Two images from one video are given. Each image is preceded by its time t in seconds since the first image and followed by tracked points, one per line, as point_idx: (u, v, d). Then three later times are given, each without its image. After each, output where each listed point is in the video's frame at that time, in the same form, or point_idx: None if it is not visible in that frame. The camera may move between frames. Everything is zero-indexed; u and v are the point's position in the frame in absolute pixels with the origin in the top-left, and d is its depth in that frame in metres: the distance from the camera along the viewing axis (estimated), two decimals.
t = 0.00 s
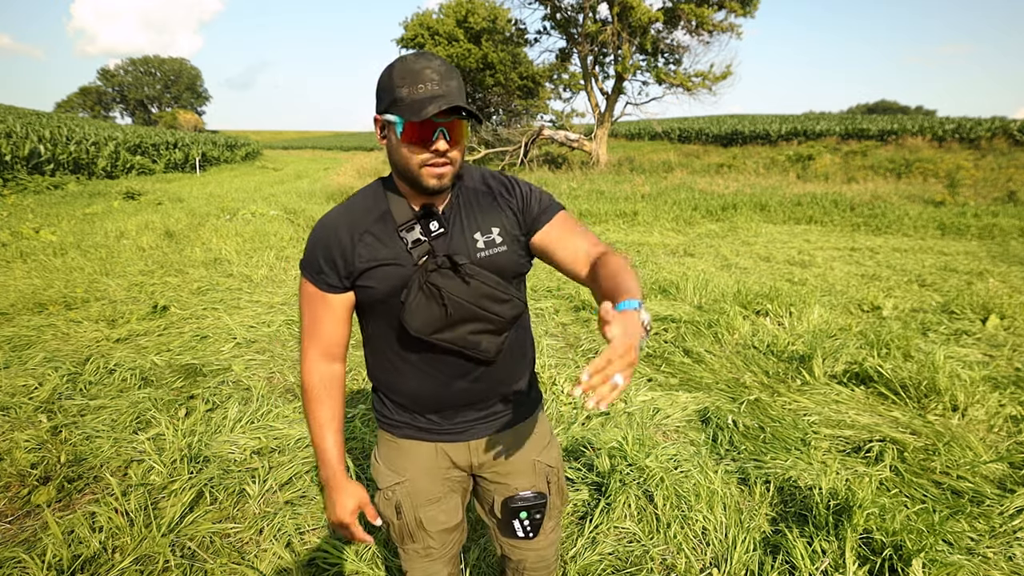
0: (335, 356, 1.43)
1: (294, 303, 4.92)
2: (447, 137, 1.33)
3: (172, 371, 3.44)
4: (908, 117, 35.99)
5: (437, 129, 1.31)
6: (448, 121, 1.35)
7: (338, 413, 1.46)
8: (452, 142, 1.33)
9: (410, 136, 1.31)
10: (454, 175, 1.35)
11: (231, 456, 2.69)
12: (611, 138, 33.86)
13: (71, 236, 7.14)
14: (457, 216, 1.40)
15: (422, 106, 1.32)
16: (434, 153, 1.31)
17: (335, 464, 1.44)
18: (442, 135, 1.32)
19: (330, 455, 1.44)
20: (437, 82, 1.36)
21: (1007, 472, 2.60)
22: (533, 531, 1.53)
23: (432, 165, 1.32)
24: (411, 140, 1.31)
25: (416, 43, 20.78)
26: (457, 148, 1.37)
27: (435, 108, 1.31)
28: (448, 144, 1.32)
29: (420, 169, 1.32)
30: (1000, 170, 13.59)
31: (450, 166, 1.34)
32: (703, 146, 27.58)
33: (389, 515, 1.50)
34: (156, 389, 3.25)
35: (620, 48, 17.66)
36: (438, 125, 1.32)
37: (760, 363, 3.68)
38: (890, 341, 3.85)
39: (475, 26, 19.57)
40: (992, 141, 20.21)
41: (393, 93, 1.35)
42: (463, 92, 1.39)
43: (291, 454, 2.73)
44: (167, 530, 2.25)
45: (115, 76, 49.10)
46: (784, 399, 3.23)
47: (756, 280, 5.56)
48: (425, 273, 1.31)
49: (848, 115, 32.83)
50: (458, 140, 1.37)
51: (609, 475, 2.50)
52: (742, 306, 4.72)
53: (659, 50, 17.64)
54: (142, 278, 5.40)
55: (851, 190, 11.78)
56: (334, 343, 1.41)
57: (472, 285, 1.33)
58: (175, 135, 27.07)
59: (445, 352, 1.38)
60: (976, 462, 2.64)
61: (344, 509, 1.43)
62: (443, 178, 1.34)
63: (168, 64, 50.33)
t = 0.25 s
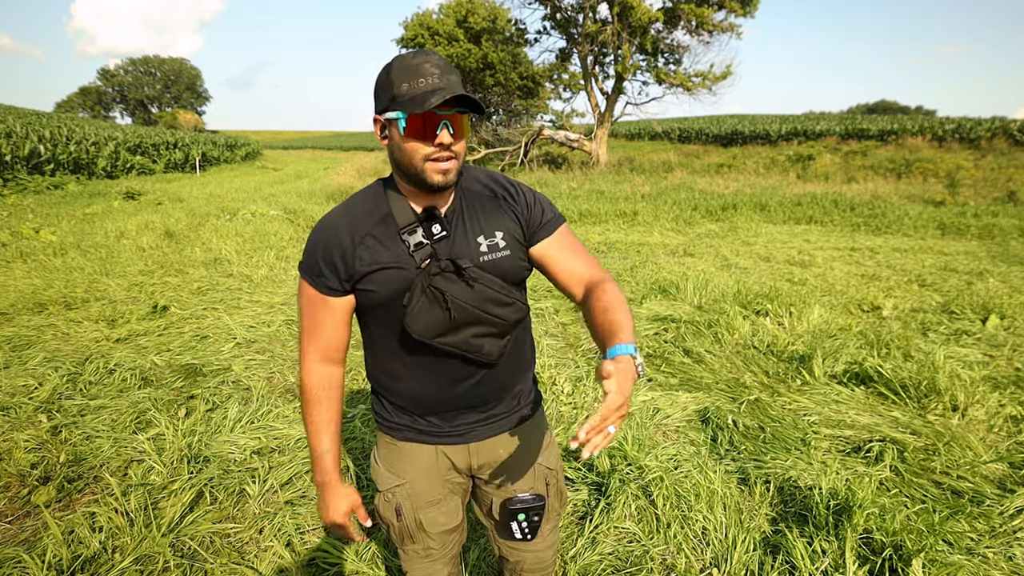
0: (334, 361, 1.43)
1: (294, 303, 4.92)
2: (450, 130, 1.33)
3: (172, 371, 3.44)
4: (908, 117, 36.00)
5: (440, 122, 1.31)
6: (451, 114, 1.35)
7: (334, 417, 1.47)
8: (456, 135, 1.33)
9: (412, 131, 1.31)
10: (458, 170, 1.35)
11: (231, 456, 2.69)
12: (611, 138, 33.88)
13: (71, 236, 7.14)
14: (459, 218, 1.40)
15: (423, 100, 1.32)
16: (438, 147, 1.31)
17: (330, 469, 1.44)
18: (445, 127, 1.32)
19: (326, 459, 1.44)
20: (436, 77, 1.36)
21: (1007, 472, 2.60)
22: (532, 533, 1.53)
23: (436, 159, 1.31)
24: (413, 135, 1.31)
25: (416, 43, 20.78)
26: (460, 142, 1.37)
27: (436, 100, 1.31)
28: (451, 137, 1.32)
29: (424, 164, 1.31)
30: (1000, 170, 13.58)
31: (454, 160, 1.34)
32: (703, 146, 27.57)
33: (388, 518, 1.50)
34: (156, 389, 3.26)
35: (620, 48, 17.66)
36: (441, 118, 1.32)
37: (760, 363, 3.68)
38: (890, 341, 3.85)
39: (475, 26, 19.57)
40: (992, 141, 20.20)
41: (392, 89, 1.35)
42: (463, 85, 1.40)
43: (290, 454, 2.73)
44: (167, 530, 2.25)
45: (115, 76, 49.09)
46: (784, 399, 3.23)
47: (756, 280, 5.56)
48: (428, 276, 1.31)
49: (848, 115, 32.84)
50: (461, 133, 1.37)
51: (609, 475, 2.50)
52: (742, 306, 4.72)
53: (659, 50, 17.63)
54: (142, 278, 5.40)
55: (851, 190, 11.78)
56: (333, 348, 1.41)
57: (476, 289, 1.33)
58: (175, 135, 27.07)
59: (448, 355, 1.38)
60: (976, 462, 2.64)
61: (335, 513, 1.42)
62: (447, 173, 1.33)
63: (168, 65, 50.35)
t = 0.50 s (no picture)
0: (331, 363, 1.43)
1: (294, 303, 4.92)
2: (453, 129, 1.34)
3: (172, 371, 3.45)
4: (907, 117, 36.03)
5: (443, 120, 1.32)
6: (453, 113, 1.35)
7: (331, 420, 1.47)
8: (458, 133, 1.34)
9: (415, 128, 1.31)
10: (460, 169, 1.35)
11: (231, 456, 2.69)
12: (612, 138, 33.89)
13: (71, 236, 7.14)
14: (460, 218, 1.40)
15: (426, 97, 1.32)
16: (440, 145, 1.31)
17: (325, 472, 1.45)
18: (448, 126, 1.32)
19: (321, 461, 1.45)
20: (439, 76, 1.37)
21: (1006, 472, 2.60)
22: (531, 534, 1.53)
23: (438, 157, 1.31)
24: (415, 133, 1.31)
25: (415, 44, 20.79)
26: (462, 140, 1.37)
27: (439, 98, 1.32)
28: (454, 136, 1.33)
29: (427, 162, 1.31)
30: (1000, 170, 13.59)
31: (457, 159, 1.34)
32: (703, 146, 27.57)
33: (387, 519, 1.50)
34: (156, 389, 3.26)
35: (620, 48, 17.66)
36: (443, 116, 1.33)
37: (760, 363, 3.68)
38: (890, 341, 3.85)
39: (475, 26, 19.58)
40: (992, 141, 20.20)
41: (395, 88, 1.35)
42: (466, 84, 1.40)
43: (291, 454, 2.73)
44: (167, 530, 2.25)
45: (115, 77, 49.10)
46: (784, 399, 3.23)
47: (756, 280, 5.56)
48: (429, 277, 1.31)
49: (848, 115, 32.85)
50: (463, 132, 1.38)
51: (609, 475, 2.51)
52: (742, 306, 4.72)
53: (659, 50, 17.63)
54: (142, 278, 5.41)
55: (851, 190, 11.78)
56: (331, 350, 1.42)
57: (476, 290, 1.33)
58: (176, 135, 27.08)
59: (447, 356, 1.38)
60: (976, 462, 2.64)
61: (331, 516, 1.46)
62: (449, 172, 1.34)
63: (168, 65, 50.34)
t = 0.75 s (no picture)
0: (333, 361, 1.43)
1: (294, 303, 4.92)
2: (447, 131, 1.34)
3: (172, 371, 3.45)
4: (907, 117, 36.06)
5: (437, 122, 1.32)
6: (448, 115, 1.35)
7: (336, 419, 1.47)
8: (453, 136, 1.34)
9: (409, 130, 1.31)
10: (455, 170, 1.35)
11: (231, 456, 2.70)
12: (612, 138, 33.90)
13: (71, 235, 7.14)
14: (457, 217, 1.40)
15: (420, 98, 1.32)
16: (434, 147, 1.31)
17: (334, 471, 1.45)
18: (442, 128, 1.33)
19: (330, 461, 1.45)
20: (434, 77, 1.37)
21: (1006, 472, 2.60)
22: (531, 535, 1.53)
23: (432, 159, 1.32)
24: (409, 134, 1.31)
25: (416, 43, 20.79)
26: (457, 143, 1.37)
27: (433, 100, 1.32)
28: (448, 138, 1.33)
29: (421, 164, 1.31)
30: (1000, 170, 13.59)
31: (451, 160, 1.34)
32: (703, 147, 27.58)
33: (387, 520, 1.50)
34: (156, 389, 3.26)
35: (620, 48, 17.66)
36: (438, 118, 1.33)
37: (760, 363, 3.68)
38: (890, 341, 3.85)
39: (475, 26, 19.58)
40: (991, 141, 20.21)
41: (390, 89, 1.35)
42: (461, 86, 1.40)
43: (291, 454, 2.73)
44: (167, 530, 2.26)
45: (115, 77, 49.12)
46: (783, 399, 3.24)
47: (756, 280, 5.56)
48: (426, 275, 1.31)
49: (848, 115, 32.86)
50: (458, 134, 1.38)
51: (609, 475, 2.51)
52: (742, 306, 4.72)
53: (659, 50, 17.63)
54: (142, 278, 5.41)
55: (851, 190, 11.78)
56: (332, 348, 1.42)
57: (473, 288, 1.33)
58: (176, 135, 27.08)
59: (445, 355, 1.38)
60: (976, 462, 2.64)
61: (345, 515, 1.46)
62: (443, 174, 1.34)
63: (168, 65, 50.34)
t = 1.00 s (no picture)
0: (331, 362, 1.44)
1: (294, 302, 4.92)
2: (443, 127, 1.34)
3: (172, 371, 3.45)
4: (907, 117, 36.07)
5: (433, 119, 1.32)
6: (444, 112, 1.36)
7: (334, 419, 1.48)
8: (449, 131, 1.34)
9: (405, 128, 1.32)
10: (452, 166, 1.35)
11: (231, 456, 2.70)
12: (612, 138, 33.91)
13: (71, 236, 7.14)
14: (456, 216, 1.41)
15: (416, 95, 1.33)
16: (431, 143, 1.32)
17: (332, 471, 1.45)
18: (438, 124, 1.33)
19: (327, 461, 1.45)
20: (429, 73, 1.37)
21: (1006, 472, 2.60)
22: (531, 535, 1.53)
23: (429, 156, 1.32)
24: (406, 132, 1.32)
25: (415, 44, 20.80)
26: (454, 138, 1.37)
27: (428, 96, 1.32)
28: (444, 134, 1.33)
29: (418, 161, 1.32)
30: (1000, 170, 13.59)
31: (449, 156, 1.35)
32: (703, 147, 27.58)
33: (386, 521, 1.50)
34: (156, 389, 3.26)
35: (620, 48, 17.65)
36: (433, 115, 1.34)
37: (760, 363, 3.68)
38: (890, 340, 3.85)
39: (475, 26, 19.58)
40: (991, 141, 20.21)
41: (385, 88, 1.36)
42: (457, 82, 1.41)
43: (291, 454, 2.74)
44: (167, 530, 2.26)
45: (115, 77, 49.13)
46: (783, 399, 3.24)
47: (756, 280, 5.57)
48: (425, 274, 1.31)
49: (848, 115, 32.87)
50: (455, 130, 1.38)
51: (609, 475, 2.51)
52: (742, 306, 4.72)
53: (659, 50, 17.63)
54: (143, 278, 5.41)
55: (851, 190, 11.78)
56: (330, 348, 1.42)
57: (472, 287, 1.33)
58: (176, 135, 27.08)
59: (444, 355, 1.38)
60: (975, 462, 2.65)
61: (341, 514, 1.45)
62: (441, 170, 1.34)
63: (168, 66, 50.37)
